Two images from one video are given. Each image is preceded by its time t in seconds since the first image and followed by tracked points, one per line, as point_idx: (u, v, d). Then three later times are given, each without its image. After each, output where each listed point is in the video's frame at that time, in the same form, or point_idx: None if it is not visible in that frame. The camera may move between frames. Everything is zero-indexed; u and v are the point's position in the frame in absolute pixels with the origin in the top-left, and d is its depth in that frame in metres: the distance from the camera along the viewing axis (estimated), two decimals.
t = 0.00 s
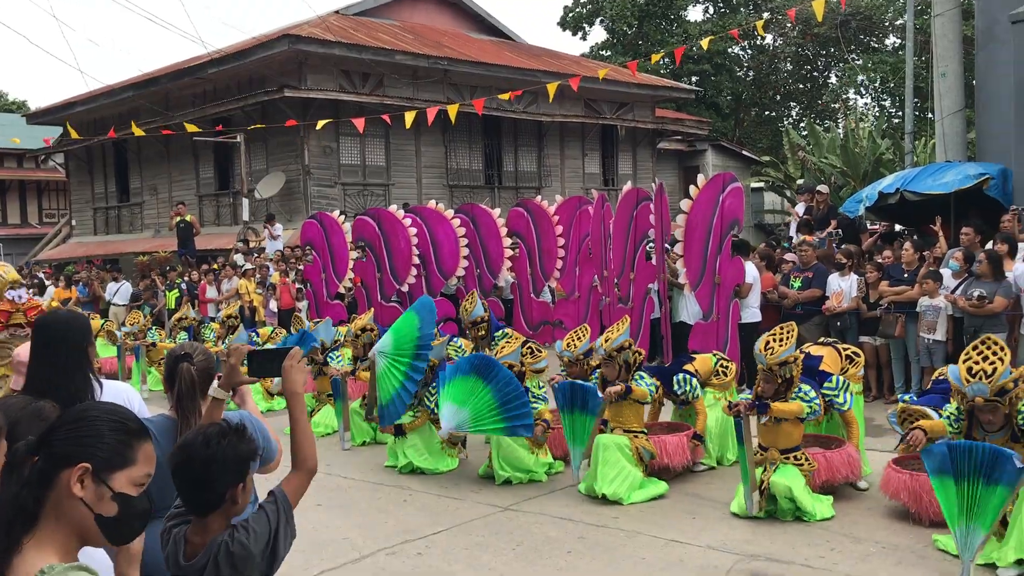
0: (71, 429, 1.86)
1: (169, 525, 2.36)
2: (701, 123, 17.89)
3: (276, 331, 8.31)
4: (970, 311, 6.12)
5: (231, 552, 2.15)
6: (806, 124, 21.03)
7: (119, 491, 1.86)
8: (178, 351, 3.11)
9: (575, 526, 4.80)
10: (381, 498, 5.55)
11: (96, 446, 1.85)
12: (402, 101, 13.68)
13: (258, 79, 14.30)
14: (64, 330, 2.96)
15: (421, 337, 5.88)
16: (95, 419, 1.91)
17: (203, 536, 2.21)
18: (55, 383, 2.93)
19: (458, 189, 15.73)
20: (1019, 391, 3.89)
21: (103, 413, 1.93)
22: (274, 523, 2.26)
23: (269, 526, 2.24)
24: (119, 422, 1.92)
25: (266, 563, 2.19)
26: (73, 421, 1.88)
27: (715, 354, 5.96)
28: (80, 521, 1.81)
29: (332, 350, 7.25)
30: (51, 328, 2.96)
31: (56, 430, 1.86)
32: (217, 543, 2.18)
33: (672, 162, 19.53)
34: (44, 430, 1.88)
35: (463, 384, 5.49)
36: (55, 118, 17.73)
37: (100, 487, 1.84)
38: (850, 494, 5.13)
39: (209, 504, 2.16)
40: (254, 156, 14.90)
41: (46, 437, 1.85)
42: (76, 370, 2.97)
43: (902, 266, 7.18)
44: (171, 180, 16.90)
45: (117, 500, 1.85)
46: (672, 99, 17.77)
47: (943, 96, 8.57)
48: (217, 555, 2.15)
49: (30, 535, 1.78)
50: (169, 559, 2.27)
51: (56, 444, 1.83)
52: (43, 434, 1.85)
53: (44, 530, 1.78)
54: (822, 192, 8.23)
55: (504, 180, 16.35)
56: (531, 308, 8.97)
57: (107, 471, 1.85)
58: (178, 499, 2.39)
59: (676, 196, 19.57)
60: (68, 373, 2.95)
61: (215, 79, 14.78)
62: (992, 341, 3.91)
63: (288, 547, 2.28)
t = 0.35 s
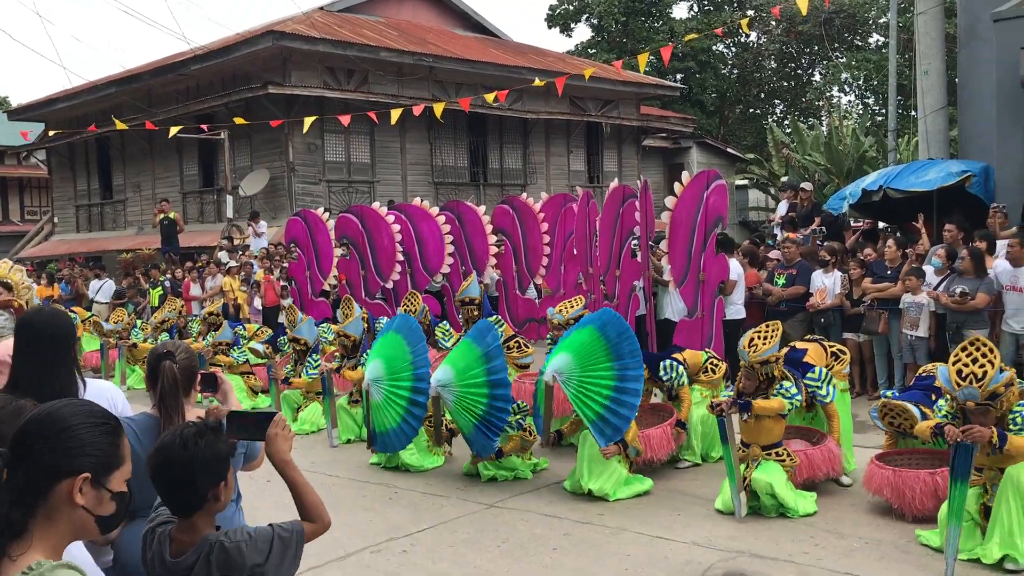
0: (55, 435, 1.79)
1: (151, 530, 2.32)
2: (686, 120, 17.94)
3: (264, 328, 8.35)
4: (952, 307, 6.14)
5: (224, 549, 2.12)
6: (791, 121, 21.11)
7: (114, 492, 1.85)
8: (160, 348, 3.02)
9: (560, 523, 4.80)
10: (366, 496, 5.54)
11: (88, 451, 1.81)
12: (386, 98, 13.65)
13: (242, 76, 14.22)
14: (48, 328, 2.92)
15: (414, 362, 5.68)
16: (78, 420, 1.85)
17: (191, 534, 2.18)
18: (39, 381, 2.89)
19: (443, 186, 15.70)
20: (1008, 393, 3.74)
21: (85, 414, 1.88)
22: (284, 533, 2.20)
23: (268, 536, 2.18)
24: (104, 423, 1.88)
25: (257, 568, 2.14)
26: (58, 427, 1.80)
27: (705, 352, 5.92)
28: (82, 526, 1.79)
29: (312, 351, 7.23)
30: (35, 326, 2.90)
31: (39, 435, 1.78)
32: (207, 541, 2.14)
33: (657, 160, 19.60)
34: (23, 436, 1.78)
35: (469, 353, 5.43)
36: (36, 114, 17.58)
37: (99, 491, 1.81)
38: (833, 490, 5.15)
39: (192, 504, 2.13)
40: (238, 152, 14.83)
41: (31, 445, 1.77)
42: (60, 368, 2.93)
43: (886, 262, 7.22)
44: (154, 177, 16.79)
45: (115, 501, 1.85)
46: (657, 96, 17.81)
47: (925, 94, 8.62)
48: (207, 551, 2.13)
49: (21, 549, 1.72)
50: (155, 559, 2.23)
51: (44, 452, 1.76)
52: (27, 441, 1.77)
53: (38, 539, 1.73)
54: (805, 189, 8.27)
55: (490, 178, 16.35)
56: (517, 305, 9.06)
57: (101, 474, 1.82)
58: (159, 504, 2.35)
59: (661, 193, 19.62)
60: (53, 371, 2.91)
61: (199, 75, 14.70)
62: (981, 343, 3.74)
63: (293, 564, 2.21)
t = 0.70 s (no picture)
0: (42, 432, 1.77)
1: (150, 528, 2.31)
2: (679, 118, 17.96)
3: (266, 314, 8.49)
4: (945, 306, 6.14)
5: (224, 545, 2.11)
6: (784, 120, 21.15)
7: (101, 484, 1.87)
8: (155, 345, 2.98)
9: (554, 521, 4.81)
10: (360, 494, 5.54)
11: (77, 445, 1.81)
12: (380, 96, 13.64)
13: (235, 73, 14.20)
14: (42, 326, 2.90)
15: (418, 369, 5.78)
16: (63, 414, 1.83)
17: (190, 530, 2.16)
18: (32, 379, 2.88)
19: (436, 184, 15.68)
20: (1007, 403, 3.69)
21: (70, 407, 1.86)
22: (283, 542, 2.15)
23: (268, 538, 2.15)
24: (91, 417, 1.88)
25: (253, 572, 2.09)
26: (44, 424, 1.78)
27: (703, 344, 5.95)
28: (71, 519, 1.79)
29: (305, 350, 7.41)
30: (29, 323, 2.88)
31: (25, 432, 1.76)
32: (207, 537, 2.13)
33: (651, 158, 19.64)
34: (10, 433, 1.76)
35: (473, 356, 5.50)
36: (28, 111, 17.51)
37: (89, 484, 1.82)
38: (826, 488, 5.16)
39: (188, 503, 2.12)
40: (231, 150, 14.81)
41: (20, 442, 1.75)
42: (52, 366, 2.92)
43: (879, 261, 7.23)
44: (147, 174, 16.74)
45: (102, 493, 1.86)
46: (650, 94, 17.82)
47: (918, 92, 8.64)
48: (206, 547, 2.11)
49: (10, 547, 1.71)
50: (154, 553, 2.22)
51: (32, 448, 1.75)
52: (15, 440, 1.74)
53: (27, 534, 1.73)
54: (798, 187, 8.28)
55: (483, 175, 16.36)
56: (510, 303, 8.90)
57: (91, 468, 1.83)
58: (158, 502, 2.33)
59: (654, 191, 19.65)
60: (45, 370, 2.90)
61: (192, 73, 14.66)
62: (978, 349, 3.67)
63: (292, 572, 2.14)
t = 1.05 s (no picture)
0: (39, 424, 1.77)
1: (148, 523, 2.28)
2: (677, 117, 17.95)
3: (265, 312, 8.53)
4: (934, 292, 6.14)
5: (228, 539, 2.11)
6: (782, 119, 21.14)
7: (95, 476, 1.88)
8: (151, 344, 2.98)
9: (551, 519, 4.81)
10: (356, 492, 5.53)
11: (75, 436, 1.82)
12: (378, 94, 13.62)
13: (232, 71, 14.17)
14: (38, 323, 2.89)
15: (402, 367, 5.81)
16: (59, 406, 1.83)
17: (191, 527, 2.15)
18: (29, 376, 2.87)
19: (434, 182, 15.67)
20: (1000, 411, 3.67)
21: (65, 400, 1.87)
22: (284, 524, 2.20)
23: (271, 525, 2.18)
24: (86, 409, 1.89)
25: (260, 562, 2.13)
26: (41, 416, 1.78)
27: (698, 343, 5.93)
28: (68, 511, 1.79)
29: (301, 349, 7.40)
30: (25, 321, 2.87)
31: (23, 425, 1.75)
32: (210, 532, 2.13)
33: (648, 157, 19.65)
34: (8, 424, 1.74)
35: (467, 356, 5.51)
36: (25, 108, 17.47)
37: (85, 475, 1.83)
38: (823, 487, 5.17)
39: (189, 504, 2.11)
40: (228, 147, 14.79)
41: (18, 433, 1.74)
42: (50, 363, 2.91)
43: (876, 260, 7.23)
44: (144, 171, 16.72)
45: (97, 485, 1.87)
46: (648, 93, 17.82)
47: (916, 92, 8.64)
48: (209, 542, 2.11)
49: (7, 539, 1.70)
50: (154, 550, 2.21)
51: (31, 439, 1.74)
52: (13, 431, 1.73)
53: (25, 525, 1.72)
54: (796, 186, 8.28)
55: (481, 173, 16.36)
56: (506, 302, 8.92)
57: (87, 459, 1.84)
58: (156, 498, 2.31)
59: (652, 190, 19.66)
60: (43, 368, 2.89)
61: (190, 70, 14.64)
62: (976, 357, 3.75)
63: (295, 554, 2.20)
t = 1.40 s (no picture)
0: (41, 426, 1.77)
1: (154, 515, 2.27)
2: (677, 118, 17.95)
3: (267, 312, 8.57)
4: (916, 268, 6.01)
5: (237, 530, 2.13)
6: (782, 120, 21.13)
7: (97, 476, 1.88)
8: (152, 344, 3.00)
9: (551, 519, 4.81)
10: (356, 491, 5.53)
11: (78, 436, 1.82)
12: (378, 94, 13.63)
13: (232, 70, 14.18)
14: (38, 322, 2.90)
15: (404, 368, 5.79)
16: (62, 407, 1.84)
17: (201, 522, 2.16)
18: (28, 376, 2.87)
19: (434, 182, 15.68)
20: (987, 404, 3.82)
21: (69, 400, 1.87)
22: (272, 492, 2.26)
23: (270, 508, 2.23)
24: (89, 409, 1.89)
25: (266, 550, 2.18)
26: (42, 416, 1.78)
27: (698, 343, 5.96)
28: (68, 510, 1.79)
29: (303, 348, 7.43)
30: (25, 320, 2.88)
31: (26, 427, 1.75)
32: (221, 526, 2.15)
33: (648, 157, 19.67)
34: (10, 425, 1.75)
35: (440, 361, 5.47)
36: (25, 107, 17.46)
37: (87, 475, 1.83)
38: (822, 488, 5.18)
39: (206, 501, 2.11)
40: (228, 147, 14.79)
41: (19, 434, 1.74)
42: (52, 363, 2.92)
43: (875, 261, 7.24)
44: (144, 170, 16.72)
45: (98, 485, 1.87)
46: (648, 93, 17.83)
47: (916, 93, 8.65)
48: (222, 536, 2.13)
49: (7, 537, 1.71)
50: (162, 545, 2.21)
51: (35, 439, 1.75)
52: (15, 431, 1.74)
53: (25, 525, 1.72)
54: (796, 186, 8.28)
55: (481, 173, 16.36)
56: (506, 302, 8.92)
57: (89, 459, 1.84)
58: (163, 488, 2.30)
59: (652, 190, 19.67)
60: (44, 367, 2.90)
61: (190, 69, 14.63)
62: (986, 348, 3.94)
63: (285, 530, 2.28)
